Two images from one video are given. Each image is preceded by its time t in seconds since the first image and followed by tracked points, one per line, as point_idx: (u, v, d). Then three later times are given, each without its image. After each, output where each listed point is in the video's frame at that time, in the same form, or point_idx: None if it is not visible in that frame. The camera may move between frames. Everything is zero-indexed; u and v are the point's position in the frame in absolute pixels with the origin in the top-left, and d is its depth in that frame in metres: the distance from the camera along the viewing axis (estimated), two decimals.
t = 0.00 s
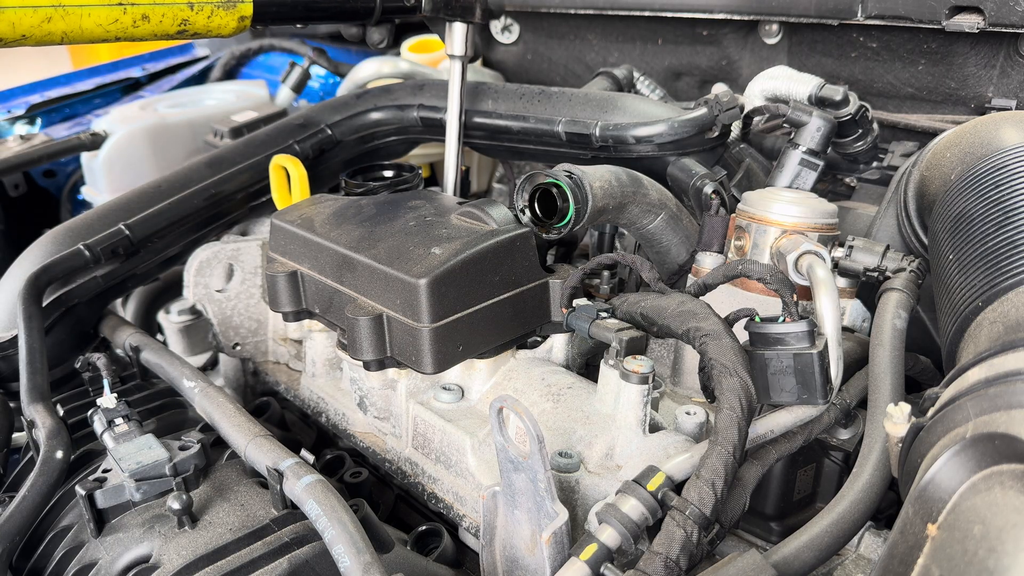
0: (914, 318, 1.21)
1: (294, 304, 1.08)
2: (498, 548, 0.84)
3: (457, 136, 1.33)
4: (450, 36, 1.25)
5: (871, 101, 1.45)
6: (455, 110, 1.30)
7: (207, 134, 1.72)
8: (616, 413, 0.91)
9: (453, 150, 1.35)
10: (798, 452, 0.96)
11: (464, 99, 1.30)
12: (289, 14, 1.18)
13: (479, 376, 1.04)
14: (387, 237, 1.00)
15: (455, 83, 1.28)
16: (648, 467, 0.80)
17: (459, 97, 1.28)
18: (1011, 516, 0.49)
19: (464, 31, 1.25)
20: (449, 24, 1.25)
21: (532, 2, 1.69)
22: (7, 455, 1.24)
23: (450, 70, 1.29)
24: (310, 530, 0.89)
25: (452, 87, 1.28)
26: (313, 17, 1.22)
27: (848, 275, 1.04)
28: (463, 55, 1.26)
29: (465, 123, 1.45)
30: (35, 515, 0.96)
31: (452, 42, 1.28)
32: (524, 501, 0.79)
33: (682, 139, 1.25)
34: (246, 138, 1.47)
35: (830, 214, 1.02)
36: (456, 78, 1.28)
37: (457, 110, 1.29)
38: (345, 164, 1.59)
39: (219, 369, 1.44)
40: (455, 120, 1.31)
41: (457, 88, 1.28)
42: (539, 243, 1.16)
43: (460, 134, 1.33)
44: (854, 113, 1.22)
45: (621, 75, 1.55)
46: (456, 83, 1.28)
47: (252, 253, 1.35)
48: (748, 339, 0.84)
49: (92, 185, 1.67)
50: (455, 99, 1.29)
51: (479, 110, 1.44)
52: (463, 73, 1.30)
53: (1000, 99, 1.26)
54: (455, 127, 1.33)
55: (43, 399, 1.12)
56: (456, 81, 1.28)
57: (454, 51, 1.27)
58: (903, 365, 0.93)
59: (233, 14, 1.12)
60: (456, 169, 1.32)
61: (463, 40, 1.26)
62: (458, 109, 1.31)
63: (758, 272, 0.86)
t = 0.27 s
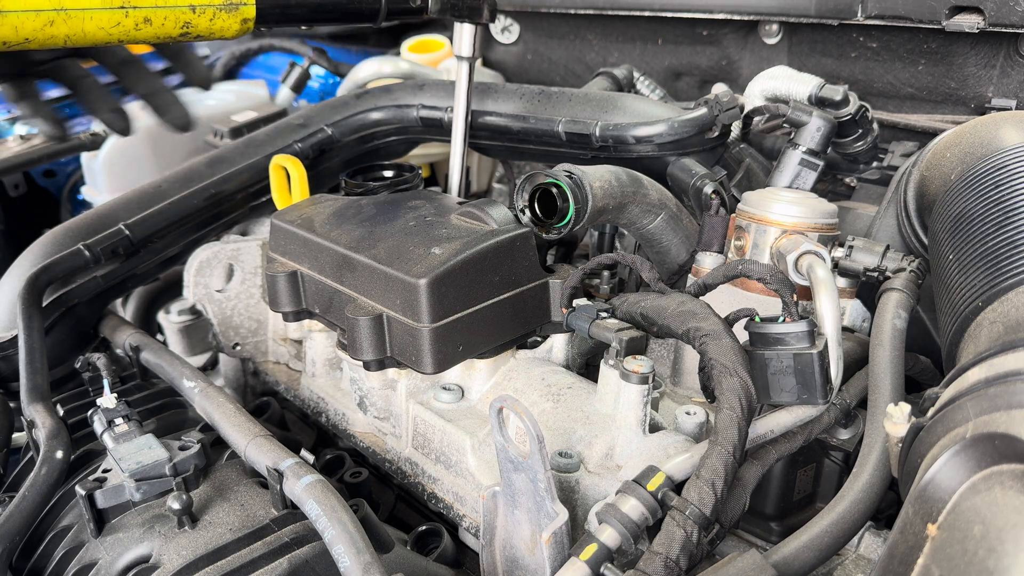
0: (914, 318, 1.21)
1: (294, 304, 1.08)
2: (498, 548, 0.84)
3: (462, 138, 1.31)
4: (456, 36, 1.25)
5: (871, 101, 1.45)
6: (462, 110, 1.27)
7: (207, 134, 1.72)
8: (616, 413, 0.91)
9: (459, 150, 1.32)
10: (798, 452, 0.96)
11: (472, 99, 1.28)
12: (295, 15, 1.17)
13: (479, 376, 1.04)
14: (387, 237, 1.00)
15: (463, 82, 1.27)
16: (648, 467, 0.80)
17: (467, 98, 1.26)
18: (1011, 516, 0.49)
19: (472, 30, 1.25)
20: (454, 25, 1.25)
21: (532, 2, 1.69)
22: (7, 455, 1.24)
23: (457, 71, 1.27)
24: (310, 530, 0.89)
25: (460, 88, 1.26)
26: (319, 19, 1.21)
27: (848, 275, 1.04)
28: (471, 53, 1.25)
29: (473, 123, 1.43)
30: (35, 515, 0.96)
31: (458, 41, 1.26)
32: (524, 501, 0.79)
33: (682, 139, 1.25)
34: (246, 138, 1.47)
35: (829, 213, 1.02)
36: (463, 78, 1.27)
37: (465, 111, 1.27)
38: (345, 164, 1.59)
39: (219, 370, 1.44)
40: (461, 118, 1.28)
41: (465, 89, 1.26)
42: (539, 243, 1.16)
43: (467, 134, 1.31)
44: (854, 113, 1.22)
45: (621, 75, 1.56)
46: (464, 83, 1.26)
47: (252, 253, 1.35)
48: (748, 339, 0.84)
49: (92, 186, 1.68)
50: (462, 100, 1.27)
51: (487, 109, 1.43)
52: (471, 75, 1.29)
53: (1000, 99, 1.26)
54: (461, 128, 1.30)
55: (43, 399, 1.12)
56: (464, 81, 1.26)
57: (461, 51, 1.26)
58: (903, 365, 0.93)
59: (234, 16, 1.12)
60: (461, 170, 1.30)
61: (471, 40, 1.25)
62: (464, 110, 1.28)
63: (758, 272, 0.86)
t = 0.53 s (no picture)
0: (914, 318, 1.21)
1: (294, 304, 1.08)
2: (498, 548, 0.84)
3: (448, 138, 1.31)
4: (438, 33, 1.23)
5: (871, 101, 1.45)
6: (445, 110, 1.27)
7: (207, 134, 1.72)
8: (616, 413, 0.91)
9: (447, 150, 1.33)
10: (798, 452, 0.96)
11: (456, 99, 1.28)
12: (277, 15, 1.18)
13: (479, 376, 1.04)
14: (387, 237, 1.00)
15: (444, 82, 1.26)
16: (648, 467, 0.80)
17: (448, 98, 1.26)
18: (1011, 516, 0.48)
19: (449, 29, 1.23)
20: (436, 24, 1.23)
21: (532, 2, 1.69)
22: (7, 456, 1.24)
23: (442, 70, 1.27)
24: (310, 530, 0.89)
25: (441, 88, 1.26)
26: (302, 18, 1.21)
27: (848, 275, 1.04)
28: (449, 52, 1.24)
29: (459, 122, 1.45)
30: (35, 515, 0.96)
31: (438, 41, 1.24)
32: (524, 501, 0.79)
33: (682, 139, 1.25)
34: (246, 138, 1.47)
35: (829, 213, 1.02)
36: (446, 77, 1.27)
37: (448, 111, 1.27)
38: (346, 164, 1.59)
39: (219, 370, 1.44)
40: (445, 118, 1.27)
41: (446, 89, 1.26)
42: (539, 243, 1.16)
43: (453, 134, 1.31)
44: (854, 113, 1.22)
45: (621, 75, 1.55)
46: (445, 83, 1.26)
47: (252, 253, 1.35)
48: (748, 339, 0.84)
49: (92, 185, 1.67)
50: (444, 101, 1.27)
51: (471, 109, 1.45)
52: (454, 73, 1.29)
53: (1000, 99, 1.26)
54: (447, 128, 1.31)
55: (43, 399, 1.12)
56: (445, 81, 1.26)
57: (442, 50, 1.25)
58: (903, 365, 0.93)
59: (219, 15, 1.11)
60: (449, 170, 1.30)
61: (453, 38, 1.24)
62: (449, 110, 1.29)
63: (759, 272, 0.86)
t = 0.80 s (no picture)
0: (914, 318, 1.21)
1: (294, 304, 1.08)
2: (498, 548, 0.84)
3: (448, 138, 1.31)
4: (437, 33, 1.22)
5: (871, 101, 1.45)
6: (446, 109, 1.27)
7: (207, 134, 1.72)
8: (616, 413, 0.91)
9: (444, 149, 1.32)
10: (798, 452, 0.96)
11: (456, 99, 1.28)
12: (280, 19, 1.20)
13: (479, 376, 1.04)
14: (387, 237, 1.00)
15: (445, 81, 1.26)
16: (648, 467, 0.80)
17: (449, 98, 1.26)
18: (1011, 516, 0.48)
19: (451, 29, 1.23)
20: (435, 23, 1.22)
21: (532, 2, 1.69)
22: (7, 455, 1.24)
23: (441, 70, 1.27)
24: (310, 530, 0.89)
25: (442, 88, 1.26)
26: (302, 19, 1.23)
27: (848, 275, 1.04)
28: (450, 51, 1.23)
29: (458, 122, 1.45)
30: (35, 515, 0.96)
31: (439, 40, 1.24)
32: (524, 501, 0.79)
33: (682, 139, 1.25)
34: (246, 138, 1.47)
35: (830, 213, 1.02)
36: (446, 77, 1.27)
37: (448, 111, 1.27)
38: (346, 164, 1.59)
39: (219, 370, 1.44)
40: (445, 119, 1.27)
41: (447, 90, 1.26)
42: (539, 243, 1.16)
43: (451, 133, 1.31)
44: (854, 113, 1.22)
45: (621, 75, 1.55)
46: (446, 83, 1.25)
47: (252, 253, 1.35)
48: (748, 339, 0.84)
49: (92, 185, 1.67)
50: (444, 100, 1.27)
51: (469, 109, 1.45)
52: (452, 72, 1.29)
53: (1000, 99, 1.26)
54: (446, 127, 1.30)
55: (43, 399, 1.12)
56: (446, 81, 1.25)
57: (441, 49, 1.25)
58: (903, 365, 0.93)
59: (220, 16, 1.13)
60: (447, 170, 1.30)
61: (451, 38, 1.23)
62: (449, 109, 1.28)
63: (759, 272, 0.86)
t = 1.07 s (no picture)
0: (914, 318, 1.21)
1: (294, 304, 1.08)
2: (498, 548, 0.84)
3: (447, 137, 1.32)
4: (433, 33, 1.23)
5: (871, 101, 1.45)
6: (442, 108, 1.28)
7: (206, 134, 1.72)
8: (616, 413, 0.91)
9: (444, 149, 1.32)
10: (798, 452, 0.96)
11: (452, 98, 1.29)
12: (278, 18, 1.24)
13: (479, 376, 1.04)
14: (387, 237, 1.00)
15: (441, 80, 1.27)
16: (648, 467, 0.80)
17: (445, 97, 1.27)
18: (1011, 516, 0.48)
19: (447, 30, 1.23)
20: (431, 23, 1.23)
21: (532, 2, 1.69)
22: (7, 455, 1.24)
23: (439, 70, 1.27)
24: (310, 530, 0.89)
25: (437, 87, 1.27)
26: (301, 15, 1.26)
27: (848, 275, 1.04)
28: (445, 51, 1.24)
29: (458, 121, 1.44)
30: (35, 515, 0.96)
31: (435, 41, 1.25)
32: (524, 501, 0.79)
33: (682, 139, 1.25)
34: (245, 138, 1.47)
35: (830, 213, 1.02)
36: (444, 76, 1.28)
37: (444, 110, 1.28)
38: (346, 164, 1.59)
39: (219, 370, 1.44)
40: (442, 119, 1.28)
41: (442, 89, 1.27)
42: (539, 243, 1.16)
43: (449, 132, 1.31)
44: (854, 113, 1.22)
45: (621, 75, 1.55)
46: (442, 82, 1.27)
47: (252, 252, 1.35)
48: (748, 339, 0.84)
49: (92, 185, 1.69)
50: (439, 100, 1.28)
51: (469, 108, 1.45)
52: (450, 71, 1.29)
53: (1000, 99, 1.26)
54: (445, 127, 1.31)
55: (43, 399, 1.12)
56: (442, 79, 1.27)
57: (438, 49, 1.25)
58: (903, 364, 0.93)
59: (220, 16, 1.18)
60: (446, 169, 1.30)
61: (448, 36, 1.23)
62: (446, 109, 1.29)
63: (759, 272, 0.86)
